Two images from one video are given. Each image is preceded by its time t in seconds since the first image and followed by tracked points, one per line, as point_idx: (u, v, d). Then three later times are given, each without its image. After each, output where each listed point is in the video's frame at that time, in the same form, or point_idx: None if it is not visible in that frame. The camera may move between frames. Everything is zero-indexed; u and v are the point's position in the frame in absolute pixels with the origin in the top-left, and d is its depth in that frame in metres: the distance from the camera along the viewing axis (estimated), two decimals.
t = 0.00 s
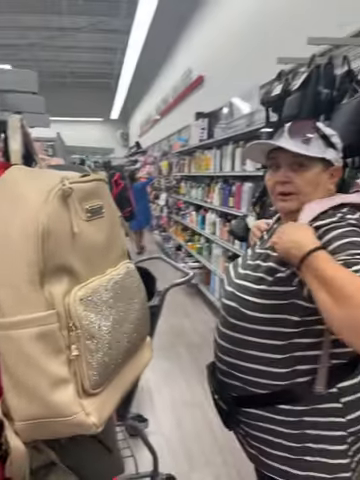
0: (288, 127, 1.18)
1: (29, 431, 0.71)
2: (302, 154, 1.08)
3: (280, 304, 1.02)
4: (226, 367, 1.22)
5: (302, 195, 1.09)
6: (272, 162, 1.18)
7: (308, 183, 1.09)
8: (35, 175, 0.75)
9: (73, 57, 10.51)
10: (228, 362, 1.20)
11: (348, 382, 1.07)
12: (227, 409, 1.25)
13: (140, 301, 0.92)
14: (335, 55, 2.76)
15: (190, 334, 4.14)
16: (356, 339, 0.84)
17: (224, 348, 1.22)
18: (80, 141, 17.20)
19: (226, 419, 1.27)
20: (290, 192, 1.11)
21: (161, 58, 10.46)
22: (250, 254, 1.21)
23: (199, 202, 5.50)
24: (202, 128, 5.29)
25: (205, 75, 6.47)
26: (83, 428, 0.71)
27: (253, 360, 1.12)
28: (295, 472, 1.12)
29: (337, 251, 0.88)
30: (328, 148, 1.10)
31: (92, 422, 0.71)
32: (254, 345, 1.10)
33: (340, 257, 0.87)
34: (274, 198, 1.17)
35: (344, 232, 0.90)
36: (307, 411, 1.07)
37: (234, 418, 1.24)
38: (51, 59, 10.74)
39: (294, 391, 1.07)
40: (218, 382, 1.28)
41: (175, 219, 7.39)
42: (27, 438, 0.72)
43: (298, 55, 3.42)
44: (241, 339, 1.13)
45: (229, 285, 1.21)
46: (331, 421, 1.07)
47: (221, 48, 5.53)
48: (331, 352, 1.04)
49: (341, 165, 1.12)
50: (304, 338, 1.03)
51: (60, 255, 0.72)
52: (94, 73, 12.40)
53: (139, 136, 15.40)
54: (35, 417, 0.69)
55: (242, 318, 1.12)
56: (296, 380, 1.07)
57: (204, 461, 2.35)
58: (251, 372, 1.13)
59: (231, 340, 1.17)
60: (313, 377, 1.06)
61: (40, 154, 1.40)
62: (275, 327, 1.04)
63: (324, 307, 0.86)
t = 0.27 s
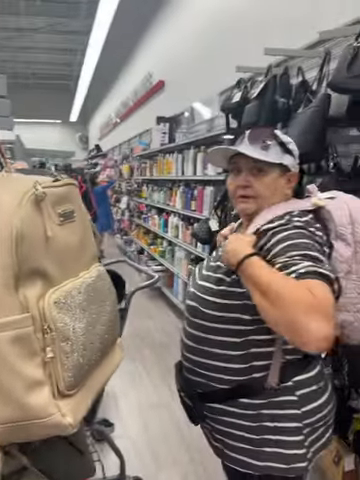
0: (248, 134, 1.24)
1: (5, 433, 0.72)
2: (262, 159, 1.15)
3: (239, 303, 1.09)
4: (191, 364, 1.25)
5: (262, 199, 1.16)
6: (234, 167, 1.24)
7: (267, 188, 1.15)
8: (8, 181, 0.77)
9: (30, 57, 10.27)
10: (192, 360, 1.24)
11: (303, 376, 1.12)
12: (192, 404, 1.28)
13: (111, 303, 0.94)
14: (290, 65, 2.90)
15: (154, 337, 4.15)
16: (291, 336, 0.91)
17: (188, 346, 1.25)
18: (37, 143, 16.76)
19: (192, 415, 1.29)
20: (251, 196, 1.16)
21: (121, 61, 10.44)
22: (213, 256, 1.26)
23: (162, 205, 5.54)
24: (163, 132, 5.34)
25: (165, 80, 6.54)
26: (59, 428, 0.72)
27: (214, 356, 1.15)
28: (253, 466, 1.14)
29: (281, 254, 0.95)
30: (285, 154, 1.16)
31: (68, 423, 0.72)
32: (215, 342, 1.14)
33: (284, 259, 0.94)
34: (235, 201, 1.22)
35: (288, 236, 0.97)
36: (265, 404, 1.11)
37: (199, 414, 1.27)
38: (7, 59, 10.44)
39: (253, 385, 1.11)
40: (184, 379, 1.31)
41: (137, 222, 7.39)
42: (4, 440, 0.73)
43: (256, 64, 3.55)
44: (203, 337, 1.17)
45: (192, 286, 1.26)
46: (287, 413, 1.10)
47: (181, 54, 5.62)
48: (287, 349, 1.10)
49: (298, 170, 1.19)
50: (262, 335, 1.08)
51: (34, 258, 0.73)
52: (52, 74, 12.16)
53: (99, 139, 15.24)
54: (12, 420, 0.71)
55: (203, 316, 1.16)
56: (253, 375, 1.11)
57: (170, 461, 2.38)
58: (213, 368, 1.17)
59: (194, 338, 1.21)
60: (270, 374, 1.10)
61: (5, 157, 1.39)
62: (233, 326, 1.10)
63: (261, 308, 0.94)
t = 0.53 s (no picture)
0: (225, 134, 1.27)
1: None
2: (237, 159, 1.18)
3: (213, 299, 1.11)
4: (168, 359, 1.28)
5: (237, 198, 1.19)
6: (211, 166, 1.27)
7: (242, 186, 1.19)
8: None
9: None
10: (169, 354, 1.27)
11: (274, 369, 1.16)
12: (169, 398, 1.30)
13: (92, 302, 0.96)
14: (262, 69, 2.97)
15: (130, 337, 4.15)
16: (260, 327, 0.95)
17: (166, 341, 1.28)
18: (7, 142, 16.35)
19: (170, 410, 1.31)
20: (226, 194, 1.20)
21: (93, 61, 10.35)
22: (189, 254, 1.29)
23: (136, 206, 5.54)
24: (137, 133, 5.34)
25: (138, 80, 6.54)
26: (43, 425, 0.73)
27: (190, 351, 1.18)
28: (227, 457, 1.16)
29: (247, 247, 1.00)
30: (260, 154, 1.20)
31: (52, 420, 0.74)
32: (190, 337, 1.17)
33: (249, 252, 0.99)
34: (211, 200, 1.25)
35: (254, 230, 1.02)
36: (238, 396, 1.14)
37: (176, 407, 1.30)
38: None
39: (226, 378, 1.14)
40: (162, 374, 1.34)
41: (111, 223, 7.35)
42: None
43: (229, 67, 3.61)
44: (179, 332, 1.20)
45: (169, 283, 1.28)
46: (259, 404, 1.13)
47: (154, 55, 5.64)
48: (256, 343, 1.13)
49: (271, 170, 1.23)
50: (236, 329, 1.11)
51: (16, 258, 0.75)
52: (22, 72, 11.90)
53: (71, 139, 15.03)
54: None
55: (179, 312, 1.19)
56: (227, 368, 1.14)
57: (147, 460, 2.39)
58: (188, 363, 1.20)
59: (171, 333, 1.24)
60: (239, 366, 1.13)
61: None
62: (208, 321, 1.12)
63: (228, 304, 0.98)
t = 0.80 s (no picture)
0: (208, 132, 1.29)
1: None
2: (220, 155, 1.19)
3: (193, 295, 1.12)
4: (152, 354, 1.29)
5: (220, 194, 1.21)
6: (194, 164, 1.29)
7: (224, 183, 1.20)
8: None
9: None
10: (154, 349, 1.28)
11: (256, 362, 1.18)
12: (153, 393, 1.32)
13: (75, 299, 0.96)
14: (243, 68, 3.00)
15: (112, 336, 4.14)
16: (228, 314, 0.96)
17: (150, 336, 1.29)
18: None
19: (154, 404, 1.33)
20: (209, 190, 1.21)
21: (73, 57, 10.22)
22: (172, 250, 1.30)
23: (117, 204, 5.51)
24: (118, 131, 5.31)
25: (119, 78, 6.50)
26: (28, 423, 0.73)
27: (173, 346, 1.19)
28: (210, 449, 1.17)
29: (221, 238, 1.01)
30: (242, 152, 1.22)
31: (37, 417, 0.74)
32: (173, 332, 1.18)
33: (222, 241, 1.00)
34: (194, 196, 1.27)
35: (229, 221, 1.03)
36: (220, 390, 1.16)
37: (160, 401, 1.31)
38: None
39: (208, 372, 1.16)
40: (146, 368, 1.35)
41: (91, 221, 7.29)
42: None
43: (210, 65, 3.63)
44: (162, 327, 1.21)
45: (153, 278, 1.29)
46: (242, 396, 1.15)
47: (135, 53, 5.61)
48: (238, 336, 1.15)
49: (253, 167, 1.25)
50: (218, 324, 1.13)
51: None
52: None
53: (50, 136, 14.80)
54: None
55: (163, 307, 1.20)
56: (209, 362, 1.16)
57: (130, 457, 2.40)
58: (172, 357, 1.21)
59: (155, 329, 1.25)
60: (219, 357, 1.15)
61: None
62: (190, 316, 1.13)
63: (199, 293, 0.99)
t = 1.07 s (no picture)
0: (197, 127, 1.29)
1: None
2: (209, 150, 1.20)
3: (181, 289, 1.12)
4: (142, 348, 1.30)
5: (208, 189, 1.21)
6: (183, 159, 1.29)
7: (213, 178, 1.21)
8: None
9: None
10: (143, 344, 1.29)
11: (244, 355, 1.19)
12: (142, 387, 1.32)
13: (63, 295, 0.96)
14: (229, 64, 3.01)
15: (100, 332, 4.12)
16: (227, 335, 0.91)
17: (139, 331, 1.30)
18: None
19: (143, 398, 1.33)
20: (198, 185, 1.22)
21: (57, 52, 10.09)
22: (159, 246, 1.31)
23: (104, 201, 5.48)
24: (105, 126, 5.27)
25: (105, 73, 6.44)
26: (16, 419, 0.73)
27: (162, 340, 1.21)
28: (198, 442, 1.19)
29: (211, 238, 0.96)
30: (231, 147, 1.23)
31: (25, 413, 0.74)
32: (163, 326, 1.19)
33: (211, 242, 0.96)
34: (183, 190, 1.27)
35: (216, 218, 0.99)
36: (209, 382, 1.17)
37: (149, 396, 1.32)
38: None
39: (197, 366, 1.17)
40: (135, 363, 1.36)
41: (78, 218, 7.23)
42: None
43: (196, 61, 3.63)
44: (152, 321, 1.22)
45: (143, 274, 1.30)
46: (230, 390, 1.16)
47: (121, 48, 5.56)
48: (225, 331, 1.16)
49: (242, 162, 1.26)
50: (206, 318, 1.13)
51: None
52: None
53: (35, 132, 14.60)
54: None
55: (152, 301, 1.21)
56: (198, 356, 1.17)
57: (119, 453, 2.40)
58: (161, 351, 1.22)
59: (144, 322, 1.25)
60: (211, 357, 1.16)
61: None
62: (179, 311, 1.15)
63: (185, 324, 0.96)
